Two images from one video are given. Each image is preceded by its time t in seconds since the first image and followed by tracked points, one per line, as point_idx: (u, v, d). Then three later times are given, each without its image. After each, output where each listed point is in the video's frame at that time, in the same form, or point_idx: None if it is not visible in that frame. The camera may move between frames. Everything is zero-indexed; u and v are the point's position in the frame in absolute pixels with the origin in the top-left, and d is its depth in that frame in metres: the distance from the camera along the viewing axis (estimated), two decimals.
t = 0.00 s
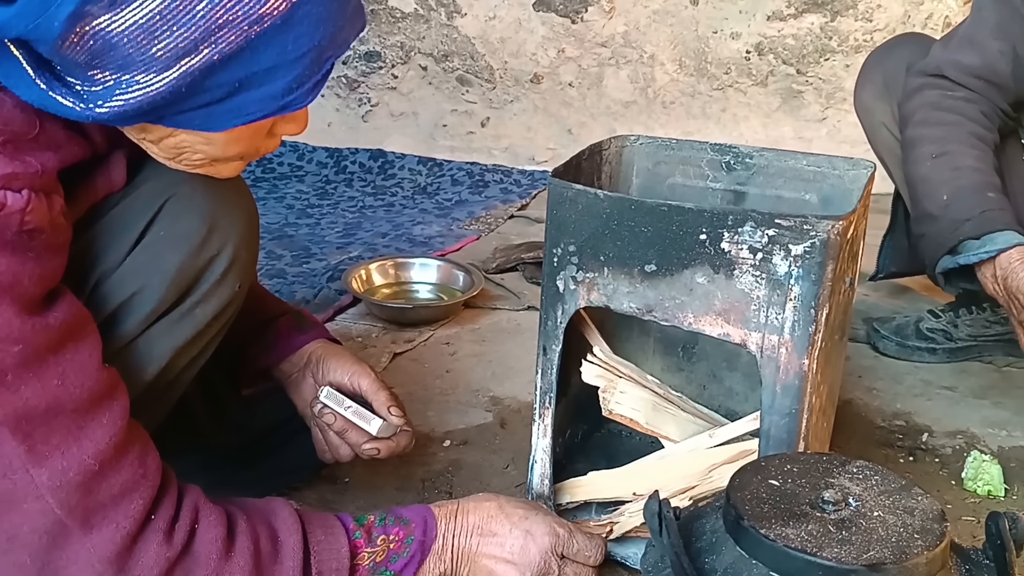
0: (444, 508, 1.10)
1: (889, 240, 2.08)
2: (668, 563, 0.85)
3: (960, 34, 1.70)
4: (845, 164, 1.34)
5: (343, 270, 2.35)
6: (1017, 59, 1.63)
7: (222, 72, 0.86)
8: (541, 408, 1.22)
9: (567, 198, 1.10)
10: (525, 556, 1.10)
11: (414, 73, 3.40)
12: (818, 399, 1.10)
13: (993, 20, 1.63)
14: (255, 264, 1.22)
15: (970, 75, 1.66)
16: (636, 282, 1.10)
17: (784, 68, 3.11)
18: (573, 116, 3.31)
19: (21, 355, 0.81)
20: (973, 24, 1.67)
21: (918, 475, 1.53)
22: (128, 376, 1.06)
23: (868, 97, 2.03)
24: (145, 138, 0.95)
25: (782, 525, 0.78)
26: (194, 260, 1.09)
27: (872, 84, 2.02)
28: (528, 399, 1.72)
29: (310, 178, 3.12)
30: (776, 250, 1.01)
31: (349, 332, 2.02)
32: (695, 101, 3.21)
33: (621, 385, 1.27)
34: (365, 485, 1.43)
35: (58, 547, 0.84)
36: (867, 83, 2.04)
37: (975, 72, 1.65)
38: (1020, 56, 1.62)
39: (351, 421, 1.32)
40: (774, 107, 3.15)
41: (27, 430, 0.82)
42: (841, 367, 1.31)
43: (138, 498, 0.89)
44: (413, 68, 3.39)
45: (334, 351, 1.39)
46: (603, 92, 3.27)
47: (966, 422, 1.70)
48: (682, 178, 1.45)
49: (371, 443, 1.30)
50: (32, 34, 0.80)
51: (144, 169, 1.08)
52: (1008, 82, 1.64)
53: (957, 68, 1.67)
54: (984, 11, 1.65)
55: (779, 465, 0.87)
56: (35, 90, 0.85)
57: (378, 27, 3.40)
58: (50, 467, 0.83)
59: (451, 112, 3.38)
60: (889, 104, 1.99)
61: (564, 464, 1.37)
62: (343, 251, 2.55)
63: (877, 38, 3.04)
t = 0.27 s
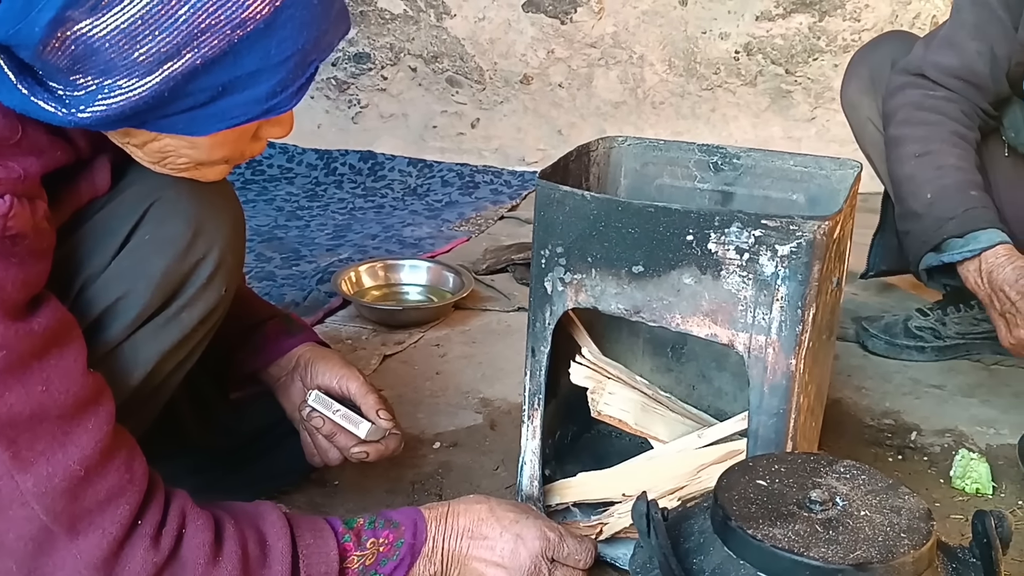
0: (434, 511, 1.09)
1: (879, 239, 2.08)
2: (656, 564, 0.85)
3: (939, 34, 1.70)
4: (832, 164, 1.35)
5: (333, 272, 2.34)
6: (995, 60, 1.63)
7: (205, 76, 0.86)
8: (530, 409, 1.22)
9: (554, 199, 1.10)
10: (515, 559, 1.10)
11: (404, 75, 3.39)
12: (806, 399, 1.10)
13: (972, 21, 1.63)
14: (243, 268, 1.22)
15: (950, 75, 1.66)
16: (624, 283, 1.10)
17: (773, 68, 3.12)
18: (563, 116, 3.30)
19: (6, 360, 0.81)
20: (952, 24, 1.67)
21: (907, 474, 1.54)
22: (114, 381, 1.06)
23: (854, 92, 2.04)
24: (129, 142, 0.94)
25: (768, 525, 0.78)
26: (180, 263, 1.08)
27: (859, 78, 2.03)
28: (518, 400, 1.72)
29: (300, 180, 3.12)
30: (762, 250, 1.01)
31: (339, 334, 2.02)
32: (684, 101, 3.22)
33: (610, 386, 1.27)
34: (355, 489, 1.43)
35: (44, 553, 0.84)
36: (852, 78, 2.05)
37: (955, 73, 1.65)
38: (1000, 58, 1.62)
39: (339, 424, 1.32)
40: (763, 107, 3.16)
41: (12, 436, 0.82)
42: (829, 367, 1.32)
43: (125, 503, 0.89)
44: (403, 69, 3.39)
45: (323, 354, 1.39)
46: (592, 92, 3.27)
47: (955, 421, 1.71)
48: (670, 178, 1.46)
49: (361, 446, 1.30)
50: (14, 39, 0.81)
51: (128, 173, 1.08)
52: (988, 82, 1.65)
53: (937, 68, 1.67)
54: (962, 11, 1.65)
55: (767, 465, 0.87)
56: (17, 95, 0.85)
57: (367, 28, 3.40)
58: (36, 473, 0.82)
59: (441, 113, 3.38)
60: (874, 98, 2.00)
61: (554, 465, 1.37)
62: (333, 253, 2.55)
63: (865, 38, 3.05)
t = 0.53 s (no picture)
0: (424, 515, 1.09)
1: (865, 241, 2.09)
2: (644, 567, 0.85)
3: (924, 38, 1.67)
4: (819, 166, 1.36)
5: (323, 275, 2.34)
6: (978, 61, 1.60)
7: (189, 82, 0.86)
8: (520, 412, 1.22)
9: (542, 203, 1.10)
10: (505, 563, 1.10)
11: (395, 77, 3.39)
12: (794, 401, 1.10)
13: (954, 22, 1.60)
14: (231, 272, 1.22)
15: (935, 80, 1.62)
16: (612, 286, 1.10)
17: (763, 69, 3.13)
18: (554, 118, 3.30)
19: None
20: (935, 27, 1.64)
21: (896, 474, 1.54)
22: (101, 388, 1.06)
23: (840, 95, 2.05)
24: (115, 149, 0.95)
25: (756, 527, 0.79)
26: (167, 270, 1.08)
27: (845, 81, 2.04)
28: (509, 403, 1.72)
29: (291, 182, 3.11)
30: (750, 253, 1.02)
31: (329, 337, 2.02)
32: (675, 102, 3.22)
33: (599, 389, 1.27)
34: (345, 493, 1.42)
35: (31, 561, 0.84)
36: (839, 81, 2.06)
37: (939, 77, 1.62)
38: (983, 59, 1.59)
39: (329, 429, 1.32)
40: (753, 108, 3.16)
41: None
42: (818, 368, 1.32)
43: (112, 510, 0.88)
44: (393, 71, 3.39)
45: (312, 359, 1.38)
46: (583, 94, 3.27)
47: (944, 421, 1.72)
48: (658, 181, 1.46)
49: (350, 450, 1.30)
50: None
51: (114, 179, 1.08)
52: (971, 84, 1.61)
53: (922, 73, 1.63)
54: (945, 14, 1.62)
55: (754, 467, 0.87)
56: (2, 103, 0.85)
57: (358, 30, 3.40)
58: (22, 481, 0.82)
59: (432, 115, 3.38)
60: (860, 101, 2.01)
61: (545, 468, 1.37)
62: (324, 256, 2.54)
63: (854, 38, 3.07)
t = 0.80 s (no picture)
0: (412, 518, 1.09)
1: (852, 242, 2.10)
2: (630, 570, 0.85)
3: (918, 42, 1.65)
4: (805, 167, 1.36)
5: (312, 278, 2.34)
6: (976, 66, 1.59)
7: (168, 86, 0.86)
8: (506, 415, 1.22)
9: (528, 206, 1.10)
10: (493, 566, 1.10)
11: (384, 79, 3.38)
12: (780, 402, 1.11)
13: (947, 28, 1.59)
14: (215, 277, 1.22)
15: (938, 90, 1.60)
16: (598, 289, 1.10)
17: (751, 70, 3.14)
18: (543, 119, 3.31)
19: None
20: (929, 32, 1.63)
21: (883, 474, 1.54)
22: (84, 393, 1.05)
23: (828, 101, 2.05)
24: (96, 153, 0.95)
25: (741, 529, 0.79)
26: (150, 274, 1.08)
27: (831, 88, 2.05)
28: (497, 405, 1.71)
29: (279, 185, 3.11)
30: (734, 255, 1.02)
31: (318, 340, 2.01)
32: (664, 103, 3.23)
33: (586, 391, 1.27)
34: (333, 496, 1.42)
35: (15, 566, 0.84)
36: (826, 87, 2.06)
37: (941, 85, 1.60)
38: (980, 64, 1.58)
39: (315, 433, 1.32)
40: (742, 108, 3.17)
41: None
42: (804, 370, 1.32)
43: (96, 515, 0.88)
44: (382, 73, 3.38)
45: (299, 363, 1.38)
46: (572, 95, 3.28)
47: (931, 420, 1.72)
48: (645, 183, 1.46)
49: (336, 455, 1.30)
50: None
51: (98, 182, 1.07)
52: (972, 90, 1.60)
53: (922, 82, 1.61)
54: (938, 19, 1.61)
55: (739, 468, 0.88)
56: None
57: (346, 32, 3.38)
58: (5, 487, 0.82)
59: (421, 117, 3.38)
60: (848, 108, 2.01)
61: (533, 470, 1.37)
62: (313, 258, 2.54)
63: (842, 39, 3.08)
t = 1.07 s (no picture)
0: (401, 520, 1.09)
1: (841, 242, 2.10)
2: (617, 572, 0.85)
3: (904, 41, 1.66)
4: (791, 168, 1.36)
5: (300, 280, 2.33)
6: (965, 66, 1.60)
7: (148, 90, 0.86)
8: (494, 418, 1.22)
9: (514, 208, 1.10)
10: (481, 570, 1.09)
11: (373, 81, 3.38)
12: (766, 403, 1.11)
13: (938, 27, 1.60)
14: (200, 280, 1.22)
15: (924, 89, 1.61)
16: (584, 291, 1.10)
17: (739, 71, 3.14)
18: (532, 121, 3.31)
19: None
20: (917, 31, 1.63)
21: (871, 474, 1.55)
22: (68, 398, 1.05)
23: (816, 105, 2.05)
24: (77, 157, 0.95)
25: (727, 530, 0.79)
26: (134, 278, 1.08)
27: (819, 91, 2.05)
28: (485, 407, 1.71)
29: (268, 187, 3.10)
30: (719, 256, 1.02)
31: (306, 343, 2.01)
32: (653, 104, 3.23)
33: (573, 393, 1.27)
34: (321, 500, 1.42)
35: None
36: (815, 91, 2.06)
37: (927, 85, 1.61)
38: (969, 65, 1.59)
39: (302, 437, 1.31)
40: (730, 110, 3.18)
41: None
42: (791, 371, 1.33)
43: (81, 519, 0.88)
44: (371, 75, 3.38)
45: (285, 367, 1.38)
46: (561, 96, 3.28)
47: (918, 420, 1.73)
48: (632, 184, 1.46)
49: (324, 459, 1.31)
50: None
51: (82, 186, 1.07)
52: (959, 90, 1.61)
53: (909, 81, 1.62)
54: (928, 18, 1.62)
55: (726, 469, 0.88)
56: None
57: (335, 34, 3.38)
58: None
59: (410, 119, 3.37)
60: (836, 113, 2.02)
61: (520, 472, 1.37)
62: (301, 261, 2.53)
63: (829, 41, 3.09)
